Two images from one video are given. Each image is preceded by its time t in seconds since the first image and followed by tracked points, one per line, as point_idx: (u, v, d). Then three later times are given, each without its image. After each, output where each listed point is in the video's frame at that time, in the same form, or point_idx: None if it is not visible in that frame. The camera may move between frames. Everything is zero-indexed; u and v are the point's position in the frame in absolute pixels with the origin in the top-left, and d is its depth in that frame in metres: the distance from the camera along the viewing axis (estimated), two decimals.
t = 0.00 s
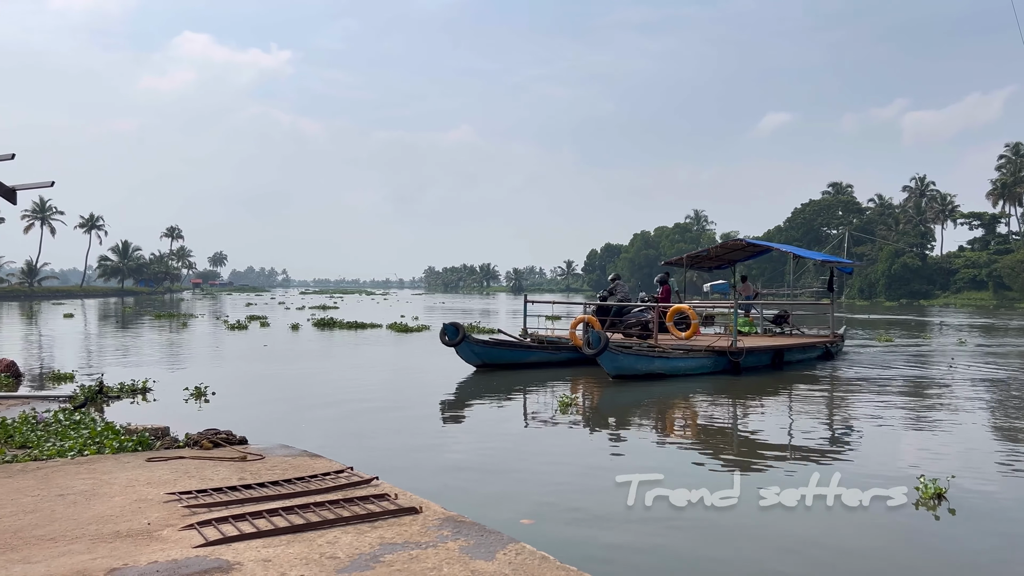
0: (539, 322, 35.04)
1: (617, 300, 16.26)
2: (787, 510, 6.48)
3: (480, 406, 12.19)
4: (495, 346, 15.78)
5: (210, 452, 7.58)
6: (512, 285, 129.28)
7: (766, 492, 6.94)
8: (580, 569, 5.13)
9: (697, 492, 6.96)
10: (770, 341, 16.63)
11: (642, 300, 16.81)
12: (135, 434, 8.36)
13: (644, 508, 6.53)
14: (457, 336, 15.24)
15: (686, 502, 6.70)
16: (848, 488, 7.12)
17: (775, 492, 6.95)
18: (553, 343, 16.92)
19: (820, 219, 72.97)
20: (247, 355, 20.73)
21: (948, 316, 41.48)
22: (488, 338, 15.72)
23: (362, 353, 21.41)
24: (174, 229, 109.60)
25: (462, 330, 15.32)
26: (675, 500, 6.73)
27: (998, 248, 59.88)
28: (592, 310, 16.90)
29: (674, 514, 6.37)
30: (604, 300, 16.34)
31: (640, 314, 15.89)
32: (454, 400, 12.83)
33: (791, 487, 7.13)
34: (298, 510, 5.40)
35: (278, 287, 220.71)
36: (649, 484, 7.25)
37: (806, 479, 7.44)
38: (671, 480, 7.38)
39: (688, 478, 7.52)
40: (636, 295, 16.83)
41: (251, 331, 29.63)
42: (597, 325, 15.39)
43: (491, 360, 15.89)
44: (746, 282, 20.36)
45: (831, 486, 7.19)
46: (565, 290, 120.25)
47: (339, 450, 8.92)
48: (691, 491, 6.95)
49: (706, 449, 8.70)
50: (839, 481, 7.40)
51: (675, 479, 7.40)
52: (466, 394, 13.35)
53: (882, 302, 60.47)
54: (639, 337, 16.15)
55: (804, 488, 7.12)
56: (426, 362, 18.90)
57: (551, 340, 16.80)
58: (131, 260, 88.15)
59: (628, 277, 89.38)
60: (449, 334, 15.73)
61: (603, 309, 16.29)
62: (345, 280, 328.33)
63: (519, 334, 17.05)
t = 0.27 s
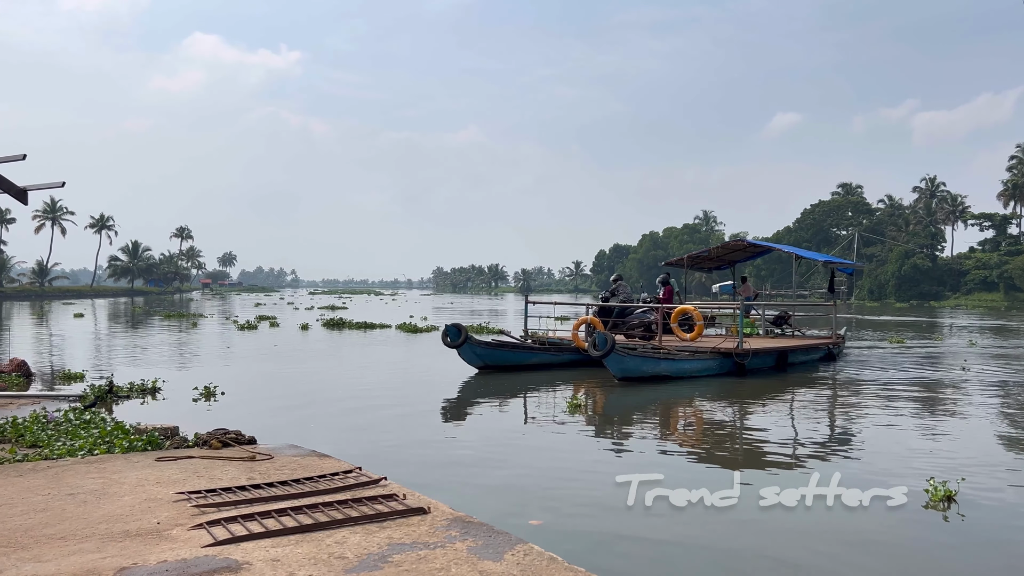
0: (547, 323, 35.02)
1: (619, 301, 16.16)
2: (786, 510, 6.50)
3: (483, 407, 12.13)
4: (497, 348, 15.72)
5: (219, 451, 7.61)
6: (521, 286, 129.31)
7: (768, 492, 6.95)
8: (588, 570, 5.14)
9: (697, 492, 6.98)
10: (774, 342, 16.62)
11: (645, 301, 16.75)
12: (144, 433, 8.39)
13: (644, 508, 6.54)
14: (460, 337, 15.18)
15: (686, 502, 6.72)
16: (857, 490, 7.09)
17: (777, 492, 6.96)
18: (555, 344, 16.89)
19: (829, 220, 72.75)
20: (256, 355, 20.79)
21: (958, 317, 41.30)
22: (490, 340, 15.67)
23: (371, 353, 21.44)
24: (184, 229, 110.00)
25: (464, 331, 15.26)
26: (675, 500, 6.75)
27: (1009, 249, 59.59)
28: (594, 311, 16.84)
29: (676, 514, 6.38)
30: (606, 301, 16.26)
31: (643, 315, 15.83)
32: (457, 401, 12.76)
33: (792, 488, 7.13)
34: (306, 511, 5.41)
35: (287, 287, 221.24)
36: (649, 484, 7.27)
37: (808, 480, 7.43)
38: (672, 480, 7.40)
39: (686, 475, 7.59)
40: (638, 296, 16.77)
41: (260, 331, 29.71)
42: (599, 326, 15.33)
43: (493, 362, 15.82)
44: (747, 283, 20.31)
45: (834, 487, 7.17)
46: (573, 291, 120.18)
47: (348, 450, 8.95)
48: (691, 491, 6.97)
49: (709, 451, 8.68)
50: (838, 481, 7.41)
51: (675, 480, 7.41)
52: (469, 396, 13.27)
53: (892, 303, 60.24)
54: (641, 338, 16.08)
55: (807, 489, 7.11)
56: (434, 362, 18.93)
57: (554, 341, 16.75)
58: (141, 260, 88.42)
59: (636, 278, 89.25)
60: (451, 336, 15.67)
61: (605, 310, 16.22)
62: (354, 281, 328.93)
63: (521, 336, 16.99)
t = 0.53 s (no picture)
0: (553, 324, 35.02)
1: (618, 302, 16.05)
2: (786, 510, 6.50)
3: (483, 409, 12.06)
4: (497, 349, 15.64)
5: (225, 452, 7.62)
6: (526, 287, 129.32)
7: (771, 494, 6.94)
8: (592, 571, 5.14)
9: (697, 492, 6.99)
10: (773, 344, 16.63)
11: (644, 302, 16.70)
12: (151, 433, 8.41)
13: (643, 508, 6.55)
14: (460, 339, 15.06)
15: (687, 501, 6.74)
16: (863, 492, 7.07)
17: (780, 494, 6.96)
18: (553, 346, 16.81)
19: (836, 221, 72.58)
20: (262, 355, 20.83)
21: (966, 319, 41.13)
22: (490, 341, 15.59)
23: (376, 353, 21.47)
24: (191, 229, 110.25)
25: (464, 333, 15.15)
26: (676, 499, 6.78)
27: (1017, 251, 59.38)
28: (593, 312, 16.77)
29: (678, 515, 6.39)
30: (605, 302, 16.14)
31: (643, 316, 15.76)
32: (457, 404, 12.70)
33: (793, 488, 7.13)
34: (312, 511, 5.42)
35: (293, 288, 221.65)
36: (649, 484, 7.28)
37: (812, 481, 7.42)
38: (672, 480, 7.41)
39: (685, 476, 7.60)
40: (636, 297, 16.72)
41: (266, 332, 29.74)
42: (599, 328, 15.25)
43: (493, 363, 15.73)
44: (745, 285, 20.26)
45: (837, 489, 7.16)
46: (578, 292, 120.11)
47: (353, 451, 8.96)
48: (691, 491, 6.99)
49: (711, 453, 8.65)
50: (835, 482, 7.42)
51: (676, 480, 7.42)
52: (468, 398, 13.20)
53: (898, 305, 60.08)
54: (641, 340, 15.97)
55: (811, 491, 7.09)
56: (440, 363, 18.94)
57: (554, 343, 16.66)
58: (148, 260, 88.61)
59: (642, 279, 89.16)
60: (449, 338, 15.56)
61: (604, 312, 16.14)
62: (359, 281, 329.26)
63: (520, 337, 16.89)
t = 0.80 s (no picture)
0: (556, 325, 35.02)
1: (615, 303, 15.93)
2: (787, 510, 6.51)
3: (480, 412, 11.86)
4: (494, 351, 15.42)
5: (228, 451, 7.63)
6: (530, 288, 129.37)
7: (772, 493, 6.94)
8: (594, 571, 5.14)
9: (697, 492, 6.99)
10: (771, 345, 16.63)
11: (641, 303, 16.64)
12: (154, 433, 8.42)
13: (644, 508, 6.54)
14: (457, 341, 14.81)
15: (688, 500, 6.75)
16: (865, 493, 7.07)
17: (781, 493, 6.96)
18: (549, 347, 16.60)
19: (839, 222, 72.51)
20: (266, 355, 20.85)
21: (969, 321, 41.06)
22: (487, 343, 15.37)
23: (379, 354, 21.48)
24: (194, 230, 110.38)
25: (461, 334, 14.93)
26: (678, 499, 6.78)
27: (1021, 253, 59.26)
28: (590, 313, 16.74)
29: (678, 515, 6.39)
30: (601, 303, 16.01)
31: (640, 317, 15.74)
32: (454, 406, 12.49)
33: (794, 488, 7.13)
34: (315, 511, 5.42)
35: (296, 288, 221.88)
36: (649, 484, 7.27)
37: (813, 480, 7.42)
38: (673, 481, 7.41)
39: (685, 476, 7.58)
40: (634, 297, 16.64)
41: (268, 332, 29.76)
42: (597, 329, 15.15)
43: (490, 365, 15.52)
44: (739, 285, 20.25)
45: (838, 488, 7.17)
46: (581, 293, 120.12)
47: (356, 451, 8.97)
48: (691, 491, 6.98)
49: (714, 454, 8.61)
50: (834, 482, 7.41)
51: (677, 480, 7.41)
52: (465, 400, 13.00)
53: (902, 306, 59.99)
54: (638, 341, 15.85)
55: (811, 490, 7.09)
56: (443, 363, 18.94)
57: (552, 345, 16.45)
58: (151, 261, 88.72)
59: (645, 280, 89.11)
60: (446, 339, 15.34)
61: (601, 313, 16.10)
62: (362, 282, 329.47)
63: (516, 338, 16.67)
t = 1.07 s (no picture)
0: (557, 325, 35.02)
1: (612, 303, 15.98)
2: (787, 510, 6.51)
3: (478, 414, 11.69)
4: (491, 352, 15.22)
5: (229, 451, 7.63)
6: (531, 288, 129.37)
7: (772, 493, 6.94)
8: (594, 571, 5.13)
9: (697, 492, 6.99)
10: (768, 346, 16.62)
11: (636, 303, 16.63)
12: (155, 433, 8.43)
13: (643, 508, 6.54)
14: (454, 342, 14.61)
15: (688, 500, 6.75)
16: (866, 493, 7.07)
17: (781, 494, 6.95)
18: (543, 347, 16.42)
19: (841, 223, 72.49)
20: (267, 355, 20.86)
21: (970, 321, 41.03)
22: (484, 344, 15.18)
23: (380, 354, 21.48)
24: (195, 230, 110.47)
25: (457, 335, 14.72)
26: (678, 499, 6.79)
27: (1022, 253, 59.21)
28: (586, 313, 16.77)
29: (678, 515, 6.39)
30: (598, 303, 16.06)
31: (636, 318, 15.77)
32: (450, 408, 12.32)
33: (794, 489, 7.14)
34: (316, 511, 5.43)
35: (297, 288, 221.93)
36: (649, 484, 7.27)
37: (813, 480, 7.43)
38: (672, 480, 7.41)
39: (685, 476, 7.57)
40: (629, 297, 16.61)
41: (269, 332, 29.77)
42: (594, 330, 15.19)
43: (486, 367, 15.32)
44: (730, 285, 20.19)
45: (837, 488, 7.18)
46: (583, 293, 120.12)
47: (358, 451, 8.98)
48: (691, 491, 6.98)
49: (714, 455, 8.61)
50: (834, 482, 7.42)
51: (677, 480, 7.41)
52: (462, 403, 12.82)
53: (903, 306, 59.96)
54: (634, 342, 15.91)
55: (811, 490, 7.09)
56: (445, 363, 18.95)
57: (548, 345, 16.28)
58: (153, 260, 88.73)
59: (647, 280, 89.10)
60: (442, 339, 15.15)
61: (597, 313, 16.12)
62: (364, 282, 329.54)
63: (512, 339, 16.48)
